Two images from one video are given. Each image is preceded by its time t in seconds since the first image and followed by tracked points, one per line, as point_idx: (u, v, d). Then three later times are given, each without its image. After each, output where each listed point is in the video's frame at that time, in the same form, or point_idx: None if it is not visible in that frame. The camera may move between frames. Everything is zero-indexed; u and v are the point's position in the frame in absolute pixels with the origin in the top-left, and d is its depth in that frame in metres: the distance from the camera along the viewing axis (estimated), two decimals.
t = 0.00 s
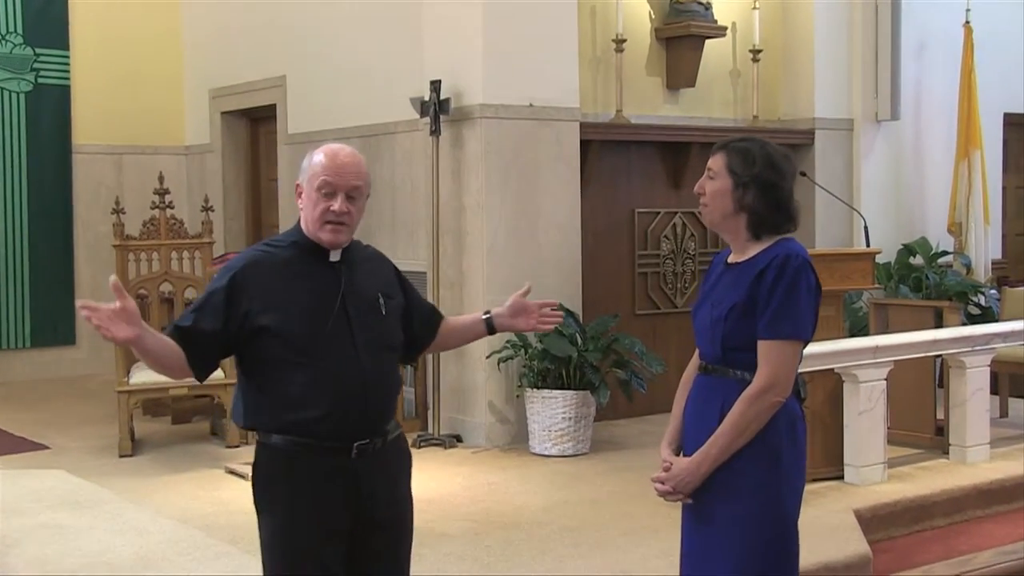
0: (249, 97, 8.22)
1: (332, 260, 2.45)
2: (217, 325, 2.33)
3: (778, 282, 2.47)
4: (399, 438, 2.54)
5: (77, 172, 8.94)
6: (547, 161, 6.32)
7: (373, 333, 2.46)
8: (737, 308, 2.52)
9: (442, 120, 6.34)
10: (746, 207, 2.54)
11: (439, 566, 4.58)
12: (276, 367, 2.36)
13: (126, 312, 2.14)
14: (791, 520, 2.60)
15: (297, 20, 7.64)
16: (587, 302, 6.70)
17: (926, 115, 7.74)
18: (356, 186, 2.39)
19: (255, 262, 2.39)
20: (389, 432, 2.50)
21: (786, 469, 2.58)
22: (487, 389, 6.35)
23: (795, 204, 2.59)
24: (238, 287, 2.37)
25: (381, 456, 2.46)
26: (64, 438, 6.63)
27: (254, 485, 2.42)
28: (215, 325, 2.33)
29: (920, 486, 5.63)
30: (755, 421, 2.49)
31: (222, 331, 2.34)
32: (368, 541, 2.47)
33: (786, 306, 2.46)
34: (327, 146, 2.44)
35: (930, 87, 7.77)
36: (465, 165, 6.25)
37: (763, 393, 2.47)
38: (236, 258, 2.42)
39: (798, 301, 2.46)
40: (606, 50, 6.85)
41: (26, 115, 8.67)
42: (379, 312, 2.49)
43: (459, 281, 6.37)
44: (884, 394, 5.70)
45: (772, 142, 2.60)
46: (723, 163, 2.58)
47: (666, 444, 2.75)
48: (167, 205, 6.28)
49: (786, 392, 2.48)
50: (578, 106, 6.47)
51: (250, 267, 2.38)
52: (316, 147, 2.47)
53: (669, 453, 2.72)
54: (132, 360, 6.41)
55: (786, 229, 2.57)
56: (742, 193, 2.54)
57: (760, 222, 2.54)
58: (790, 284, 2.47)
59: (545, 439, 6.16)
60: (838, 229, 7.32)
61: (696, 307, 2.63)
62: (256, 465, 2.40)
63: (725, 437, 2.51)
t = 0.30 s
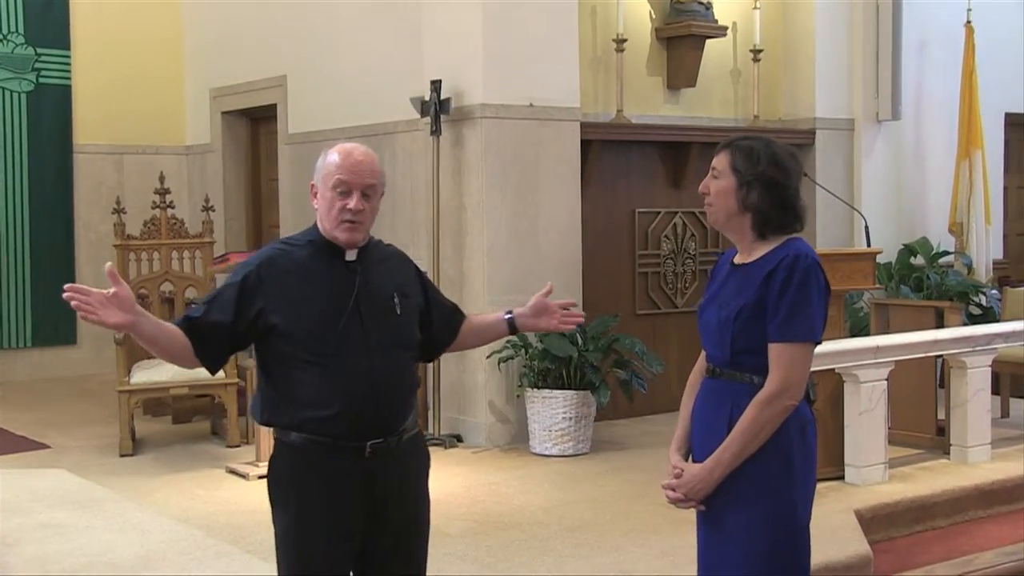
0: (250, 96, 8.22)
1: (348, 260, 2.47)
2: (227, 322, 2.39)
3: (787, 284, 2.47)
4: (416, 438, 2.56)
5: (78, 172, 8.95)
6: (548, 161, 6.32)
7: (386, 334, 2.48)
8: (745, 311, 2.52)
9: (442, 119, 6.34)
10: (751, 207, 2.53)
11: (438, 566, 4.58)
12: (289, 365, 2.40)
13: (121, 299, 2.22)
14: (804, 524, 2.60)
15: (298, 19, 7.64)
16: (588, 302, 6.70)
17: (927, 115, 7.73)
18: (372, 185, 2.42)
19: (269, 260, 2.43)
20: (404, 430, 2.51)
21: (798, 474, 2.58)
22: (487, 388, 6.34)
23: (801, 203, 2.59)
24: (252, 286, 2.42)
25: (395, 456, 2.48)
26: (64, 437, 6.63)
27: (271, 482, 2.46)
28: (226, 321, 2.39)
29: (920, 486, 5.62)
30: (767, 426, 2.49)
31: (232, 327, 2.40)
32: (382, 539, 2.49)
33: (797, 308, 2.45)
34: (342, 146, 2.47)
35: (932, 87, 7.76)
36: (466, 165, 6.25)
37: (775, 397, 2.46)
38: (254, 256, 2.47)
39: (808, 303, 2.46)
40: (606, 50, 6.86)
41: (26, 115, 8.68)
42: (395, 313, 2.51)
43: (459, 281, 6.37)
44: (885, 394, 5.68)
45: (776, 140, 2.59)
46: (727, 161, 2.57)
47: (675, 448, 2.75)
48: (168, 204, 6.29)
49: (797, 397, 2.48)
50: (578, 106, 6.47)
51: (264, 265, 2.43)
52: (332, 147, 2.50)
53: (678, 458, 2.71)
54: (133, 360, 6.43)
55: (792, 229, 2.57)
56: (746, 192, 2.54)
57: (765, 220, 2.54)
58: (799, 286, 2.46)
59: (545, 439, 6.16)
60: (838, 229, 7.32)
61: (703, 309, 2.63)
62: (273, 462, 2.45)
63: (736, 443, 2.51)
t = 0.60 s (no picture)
0: (263, 97, 8.25)
1: (381, 261, 2.49)
2: (261, 320, 2.42)
3: (802, 285, 2.46)
4: (440, 439, 2.59)
5: (93, 173, 9.01)
6: (560, 161, 6.32)
7: (416, 336, 2.50)
8: (761, 313, 2.51)
9: (455, 120, 6.35)
10: (765, 208, 2.52)
11: (448, 566, 4.57)
12: (320, 365, 2.44)
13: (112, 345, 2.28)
14: (823, 527, 2.59)
15: (311, 19, 7.67)
16: (600, 303, 6.69)
17: (941, 115, 7.68)
18: (413, 181, 2.46)
19: (303, 258, 2.46)
20: (430, 431, 2.55)
21: (816, 478, 2.56)
22: (500, 388, 6.34)
23: (818, 204, 2.58)
24: (286, 284, 2.45)
25: (420, 456, 2.51)
26: (79, 436, 6.67)
27: (297, 477, 2.51)
28: (260, 319, 2.42)
29: (935, 488, 5.58)
30: (783, 430, 2.48)
31: (266, 325, 2.43)
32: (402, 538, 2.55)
33: (812, 310, 2.45)
34: (372, 149, 2.50)
35: (947, 86, 7.72)
36: (477, 165, 6.26)
37: (790, 401, 2.45)
38: (288, 252, 2.49)
39: (824, 304, 2.46)
40: (618, 49, 6.85)
41: (42, 117, 8.75)
42: (425, 316, 2.53)
43: (471, 281, 6.38)
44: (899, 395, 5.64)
45: (792, 140, 2.58)
46: (741, 161, 2.56)
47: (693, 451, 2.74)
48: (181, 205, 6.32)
49: (813, 400, 2.47)
50: (590, 107, 6.47)
51: (299, 264, 2.45)
52: (357, 153, 2.51)
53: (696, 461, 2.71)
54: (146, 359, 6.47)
55: (807, 230, 2.56)
56: (760, 193, 2.53)
57: (780, 221, 2.53)
58: (815, 288, 2.46)
59: (557, 439, 6.16)
60: (851, 229, 7.29)
61: (719, 311, 2.62)
62: (299, 457, 2.49)
63: (752, 447, 2.50)
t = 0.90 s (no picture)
0: (291, 97, 8.29)
1: (422, 261, 2.54)
2: (312, 319, 2.45)
3: (828, 287, 2.44)
4: (471, 439, 2.66)
5: (123, 173, 9.07)
6: (587, 160, 6.32)
7: (452, 338, 2.58)
8: (788, 314, 2.50)
9: (482, 120, 6.36)
10: (791, 208, 2.51)
11: (474, 566, 4.57)
12: (360, 363, 2.50)
13: (178, 451, 2.39)
14: (854, 529, 2.57)
15: (339, 19, 7.69)
16: (627, 303, 6.69)
17: (972, 115, 7.62)
18: (462, 184, 2.50)
19: (350, 258, 2.50)
20: (462, 432, 2.62)
21: (846, 480, 2.54)
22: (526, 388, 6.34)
23: (849, 207, 2.56)
24: (334, 284, 2.49)
25: (452, 456, 2.58)
26: (109, 434, 6.71)
27: (333, 474, 2.56)
28: (310, 318, 2.46)
29: (966, 490, 5.52)
30: (811, 432, 2.46)
31: (316, 325, 2.46)
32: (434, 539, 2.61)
33: (839, 311, 2.43)
34: (419, 150, 2.52)
35: (979, 86, 7.66)
36: (505, 165, 6.26)
37: (816, 404, 2.44)
38: (331, 251, 2.53)
39: (850, 305, 2.43)
40: (646, 49, 6.84)
41: (74, 117, 8.83)
42: (463, 318, 2.60)
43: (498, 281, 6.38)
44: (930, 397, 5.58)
45: (825, 140, 2.55)
46: (773, 160, 2.55)
47: (725, 453, 2.73)
48: (209, 204, 6.36)
49: (840, 402, 2.45)
50: (617, 106, 6.46)
51: (347, 264, 2.50)
52: (401, 153, 2.54)
53: (728, 465, 2.70)
54: (175, 358, 6.52)
55: (835, 232, 2.54)
56: (788, 193, 2.52)
57: (807, 222, 2.52)
58: (840, 289, 2.43)
59: (584, 439, 6.15)
60: (881, 230, 7.24)
61: (750, 313, 2.62)
62: (332, 452, 2.55)
63: (780, 450, 2.49)
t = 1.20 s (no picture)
0: (319, 97, 8.31)
1: (449, 257, 2.57)
2: (348, 319, 2.46)
3: (860, 287, 2.41)
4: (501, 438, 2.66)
5: (151, 173, 9.11)
6: (616, 160, 6.32)
7: (481, 334, 2.59)
8: (817, 316, 2.46)
9: (510, 119, 6.35)
10: (823, 208, 2.47)
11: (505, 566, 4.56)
12: (393, 361, 2.50)
13: (244, 482, 2.39)
14: (882, 530, 2.54)
15: (367, 19, 7.71)
16: (654, 303, 6.68)
17: (1004, 114, 7.56)
18: (489, 180, 2.55)
19: (380, 258, 2.51)
20: (494, 429, 2.62)
21: (874, 481, 2.51)
22: (553, 388, 6.32)
23: (882, 208, 2.51)
24: (366, 284, 2.49)
25: (484, 453, 2.58)
26: (138, 433, 6.75)
27: (365, 474, 2.55)
28: (342, 318, 2.46)
29: (998, 493, 5.48)
30: (838, 433, 2.42)
31: (349, 325, 2.46)
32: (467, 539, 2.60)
33: (870, 311, 2.39)
34: (441, 148, 2.56)
35: (1010, 85, 7.60)
36: (532, 164, 6.25)
37: (844, 404, 2.40)
38: (359, 251, 2.54)
39: (881, 306, 2.40)
40: (674, 49, 6.83)
41: (104, 118, 8.87)
42: (491, 314, 2.62)
43: (526, 281, 6.38)
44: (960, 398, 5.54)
45: (858, 141, 2.51)
46: (805, 160, 2.51)
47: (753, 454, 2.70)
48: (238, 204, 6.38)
49: (869, 403, 2.41)
50: (645, 106, 6.44)
51: (378, 263, 2.50)
52: (423, 153, 2.56)
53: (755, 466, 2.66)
54: (204, 358, 6.54)
55: (865, 234, 2.49)
56: (819, 193, 2.47)
57: (838, 222, 2.47)
58: (872, 290, 2.40)
59: (612, 439, 6.13)
60: (911, 230, 7.20)
61: (780, 315, 2.58)
62: (365, 452, 2.55)
63: (806, 451, 2.44)
